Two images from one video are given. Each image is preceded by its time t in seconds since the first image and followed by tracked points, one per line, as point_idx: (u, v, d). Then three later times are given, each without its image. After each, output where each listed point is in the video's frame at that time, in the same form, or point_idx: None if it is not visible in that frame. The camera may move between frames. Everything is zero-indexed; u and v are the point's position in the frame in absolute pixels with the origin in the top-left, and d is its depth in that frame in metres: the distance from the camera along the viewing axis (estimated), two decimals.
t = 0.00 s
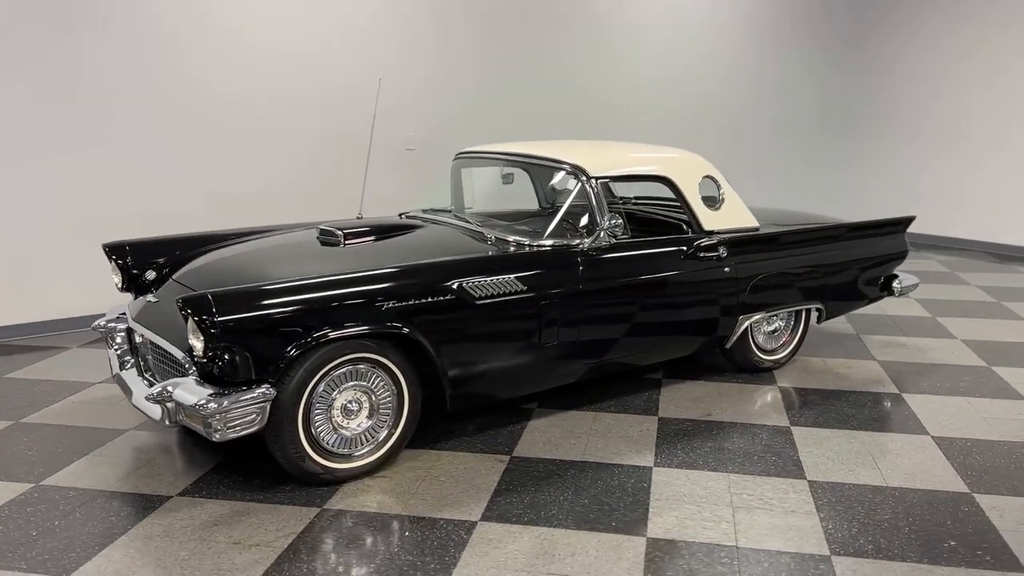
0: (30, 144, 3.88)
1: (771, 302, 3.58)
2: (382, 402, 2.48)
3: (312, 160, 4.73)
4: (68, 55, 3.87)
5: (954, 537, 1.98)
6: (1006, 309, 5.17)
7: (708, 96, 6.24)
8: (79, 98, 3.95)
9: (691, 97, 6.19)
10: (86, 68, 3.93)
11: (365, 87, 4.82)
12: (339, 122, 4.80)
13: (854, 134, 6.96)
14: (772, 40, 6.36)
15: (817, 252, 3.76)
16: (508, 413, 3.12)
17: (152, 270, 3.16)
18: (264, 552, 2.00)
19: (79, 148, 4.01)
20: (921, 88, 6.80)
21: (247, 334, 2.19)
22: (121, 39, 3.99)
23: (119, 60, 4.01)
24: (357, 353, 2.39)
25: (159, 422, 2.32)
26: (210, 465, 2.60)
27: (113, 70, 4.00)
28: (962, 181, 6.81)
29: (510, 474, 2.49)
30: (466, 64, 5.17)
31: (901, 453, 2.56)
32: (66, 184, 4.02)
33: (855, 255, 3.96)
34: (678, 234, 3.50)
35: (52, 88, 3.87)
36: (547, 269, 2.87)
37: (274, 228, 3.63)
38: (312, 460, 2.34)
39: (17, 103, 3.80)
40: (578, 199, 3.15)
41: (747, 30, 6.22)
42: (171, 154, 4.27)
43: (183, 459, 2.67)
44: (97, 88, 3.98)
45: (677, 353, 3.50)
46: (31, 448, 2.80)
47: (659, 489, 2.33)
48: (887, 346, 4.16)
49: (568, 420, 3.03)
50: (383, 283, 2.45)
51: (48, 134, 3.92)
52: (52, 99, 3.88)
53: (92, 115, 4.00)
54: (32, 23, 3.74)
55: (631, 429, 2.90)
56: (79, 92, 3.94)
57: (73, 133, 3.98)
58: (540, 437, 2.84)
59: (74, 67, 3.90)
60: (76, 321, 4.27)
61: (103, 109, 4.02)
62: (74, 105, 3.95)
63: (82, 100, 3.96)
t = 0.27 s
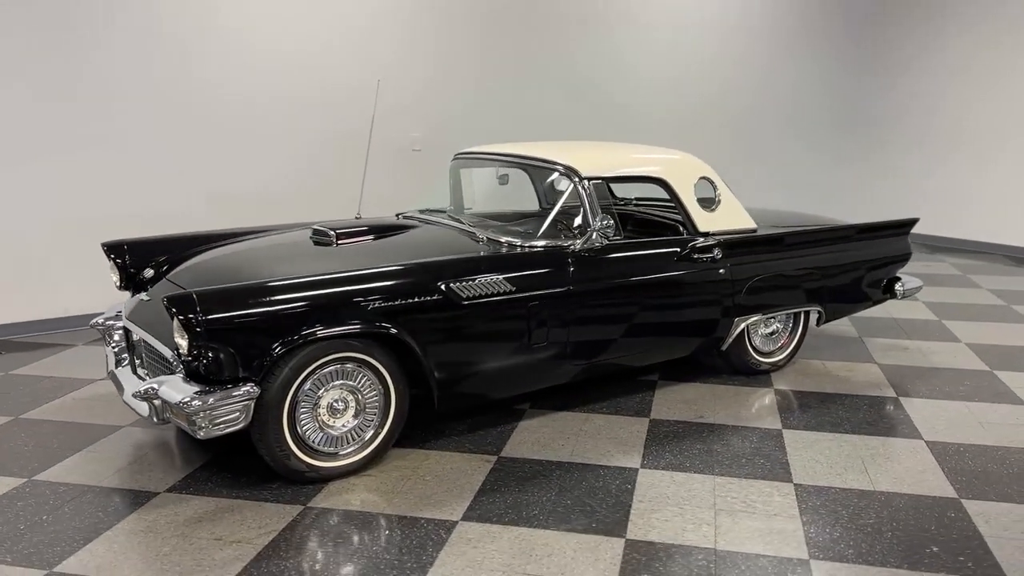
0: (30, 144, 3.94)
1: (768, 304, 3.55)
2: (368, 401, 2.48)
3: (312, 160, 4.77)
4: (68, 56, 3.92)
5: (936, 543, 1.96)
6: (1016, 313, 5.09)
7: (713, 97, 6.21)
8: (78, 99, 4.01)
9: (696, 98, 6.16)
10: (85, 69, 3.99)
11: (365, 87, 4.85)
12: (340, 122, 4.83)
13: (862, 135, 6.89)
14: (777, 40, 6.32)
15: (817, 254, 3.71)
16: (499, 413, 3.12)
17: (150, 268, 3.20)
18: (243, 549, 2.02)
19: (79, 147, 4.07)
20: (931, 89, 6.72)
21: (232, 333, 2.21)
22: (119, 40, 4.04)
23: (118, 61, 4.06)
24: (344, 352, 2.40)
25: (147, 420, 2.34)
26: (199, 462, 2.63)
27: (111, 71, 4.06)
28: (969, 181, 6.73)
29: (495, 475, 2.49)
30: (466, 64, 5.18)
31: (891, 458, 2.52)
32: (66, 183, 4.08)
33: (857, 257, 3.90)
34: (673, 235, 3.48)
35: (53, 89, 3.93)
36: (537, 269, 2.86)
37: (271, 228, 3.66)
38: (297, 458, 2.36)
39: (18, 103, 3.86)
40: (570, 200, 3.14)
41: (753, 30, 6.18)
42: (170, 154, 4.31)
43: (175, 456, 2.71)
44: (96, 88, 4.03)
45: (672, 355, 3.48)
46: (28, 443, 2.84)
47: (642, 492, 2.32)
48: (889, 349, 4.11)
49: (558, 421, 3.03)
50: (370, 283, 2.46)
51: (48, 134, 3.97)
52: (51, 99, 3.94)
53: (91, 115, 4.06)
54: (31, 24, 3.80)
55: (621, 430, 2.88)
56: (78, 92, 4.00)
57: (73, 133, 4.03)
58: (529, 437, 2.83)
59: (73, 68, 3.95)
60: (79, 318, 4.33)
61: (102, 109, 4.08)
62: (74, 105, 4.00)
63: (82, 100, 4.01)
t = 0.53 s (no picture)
0: (29, 144, 3.96)
1: (766, 305, 3.52)
2: (355, 399, 2.49)
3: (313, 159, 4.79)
4: (67, 56, 3.95)
5: (920, 547, 1.93)
6: None
7: (718, 96, 6.17)
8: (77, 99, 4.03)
9: (701, 98, 6.12)
10: (84, 69, 4.01)
11: (365, 87, 4.86)
12: (342, 122, 4.85)
13: (871, 136, 6.83)
14: (784, 39, 6.27)
15: (817, 255, 3.67)
16: (491, 413, 3.12)
17: (148, 265, 3.23)
18: (224, 544, 2.03)
19: (78, 147, 4.09)
20: (941, 89, 6.64)
21: (217, 330, 2.23)
22: (119, 41, 4.06)
23: (117, 61, 4.08)
24: (330, 350, 2.40)
25: (135, 415, 2.37)
26: (189, 458, 2.65)
27: (111, 72, 4.08)
28: (979, 181, 6.65)
29: (481, 474, 2.48)
30: (467, 64, 5.18)
31: (882, 461, 2.49)
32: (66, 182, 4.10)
33: (858, 258, 3.85)
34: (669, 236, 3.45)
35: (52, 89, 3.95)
36: (527, 269, 2.85)
37: (269, 227, 3.68)
38: (283, 456, 2.37)
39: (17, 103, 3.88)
40: (563, 199, 3.14)
41: (759, 29, 6.13)
42: (169, 154, 4.33)
43: (166, 452, 2.73)
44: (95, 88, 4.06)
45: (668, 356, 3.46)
46: (24, 438, 2.88)
47: (625, 492, 2.30)
48: (892, 351, 4.05)
49: (550, 421, 3.02)
50: (356, 281, 2.46)
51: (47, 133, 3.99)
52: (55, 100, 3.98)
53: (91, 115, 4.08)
54: (30, 25, 3.82)
55: (611, 431, 2.87)
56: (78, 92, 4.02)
57: (72, 132, 4.05)
58: (519, 437, 2.83)
59: (71, 68, 3.97)
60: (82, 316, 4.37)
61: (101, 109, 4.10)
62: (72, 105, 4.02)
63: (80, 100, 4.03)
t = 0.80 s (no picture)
0: (28, 143, 4.00)
1: (762, 307, 3.48)
2: (340, 397, 2.50)
3: (313, 159, 4.80)
4: (64, 56, 3.97)
5: (901, 554, 1.89)
6: None
7: (723, 96, 6.13)
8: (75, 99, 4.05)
9: (706, 98, 6.08)
10: (82, 69, 4.03)
11: (366, 88, 4.87)
12: (345, 122, 4.87)
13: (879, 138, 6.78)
14: (790, 39, 6.22)
15: (816, 257, 3.62)
16: (481, 413, 3.11)
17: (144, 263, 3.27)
18: (202, 541, 2.04)
19: (76, 147, 4.11)
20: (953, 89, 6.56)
21: (199, 328, 2.24)
22: (116, 41, 4.08)
23: (115, 61, 4.10)
24: (315, 349, 2.41)
25: (121, 413, 2.38)
26: (178, 455, 2.67)
27: (109, 72, 4.10)
28: (997, 184, 6.50)
29: (465, 474, 2.48)
30: (468, 64, 5.18)
31: (872, 466, 2.45)
32: (66, 181, 4.14)
33: (859, 260, 3.79)
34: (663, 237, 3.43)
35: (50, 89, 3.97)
36: (516, 269, 2.84)
37: (267, 226, 3.71)
38: (266, 454, 2.38)
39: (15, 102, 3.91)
40: (554, 200, 3.12)
41: (764, 29, 6.09)
42: (170, 154, 4.36)
43: (157, 449, 2.76)
44: (94, 88, 4.08)
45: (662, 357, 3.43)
46: (20, 434, 2.93)
47: (608, 494, 2.28)
48: (894, 355, 3.99)
49: (540, 422, 3.01)
50: (340, 281, 2.46)
51: (47, 132, 4.02)
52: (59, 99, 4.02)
53: (89, 115, 4.11)
54: (28, 25, 3.85)
55: (600, 433, 2.85)
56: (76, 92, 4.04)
57: (70, 132, 4.08)
58: (507, 438, 2.82)
59: (69, 68, 4.00)
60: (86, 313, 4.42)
61: (100, 109, 4.12)
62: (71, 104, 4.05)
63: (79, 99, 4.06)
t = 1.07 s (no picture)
0: (29, 144, 4.06)
1: (759, 310, 3.45)
2: (326, 397, 2.51)
3: (314, 161, 4.84)
4: (64, 59, 4.03)
5: (881, 561, 1.87)
6: None
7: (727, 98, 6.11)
8: (75, 101, 4.11)
9: (710, 100, 6.06)
10: (81, 71, 4.08)
11: (367, 90, 4.90)
12: (350, 125, 4.91)
13: (887, 139, 6.75)
14: (795, 41, 6.19)
15: (814, 259, 3.58)
16: (473, 415, 3.11)
17: (142, 263, 3.30)
18: (184, 539, 2.06)
19: (77, 148, 4.18)
20: (964, 90, 6.49)
21: (184, 328, 2.25)
22: (116, 44, 4.14)
23: (115, 64, 4.16)
24: (301, 349, 2.43)
25: (110, 411, 2.42)
26: (169, 454, 2.70)
27: (108, 74, 4.15)
28: (1011, 187, 6.40)
29: (450, 475, 2.48)
30: (469, 67, 5.19)
31: (862, 471, 2.42)
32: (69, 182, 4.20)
33: (860, 263, 3.75)
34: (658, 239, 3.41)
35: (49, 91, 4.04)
36: (505, 272, 2.84)
37: (266, 227, 3.74)
38: (252, 452, 2.40)
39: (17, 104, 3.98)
40: (546, 202, 3.12)
41: (769, 31, 6.06)
42: (176, 156, 4.43)
43: (149, 447, 2.79)
44: (94, 90, 4.14)
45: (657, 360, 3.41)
46: (19, 431, 2.98)
47: (591, 497, 2.28)
48: (897, 359, 3.94)
49: (531, 424, 3.00)
50: (326, 280, 2.48)
51: (48, 134, 4.09)
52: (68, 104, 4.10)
53: (90, 116, 4.17)
54: (28, 29, 3.91)
55: (590, 435, 2.84)
56: (75, 95, 4.10)
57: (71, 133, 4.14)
58: (496, 439, 2.82)
59: (69, 70, 4.06)
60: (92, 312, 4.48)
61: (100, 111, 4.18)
62: (71, 106, 4.11)
63: (79, 101, 4.12)
